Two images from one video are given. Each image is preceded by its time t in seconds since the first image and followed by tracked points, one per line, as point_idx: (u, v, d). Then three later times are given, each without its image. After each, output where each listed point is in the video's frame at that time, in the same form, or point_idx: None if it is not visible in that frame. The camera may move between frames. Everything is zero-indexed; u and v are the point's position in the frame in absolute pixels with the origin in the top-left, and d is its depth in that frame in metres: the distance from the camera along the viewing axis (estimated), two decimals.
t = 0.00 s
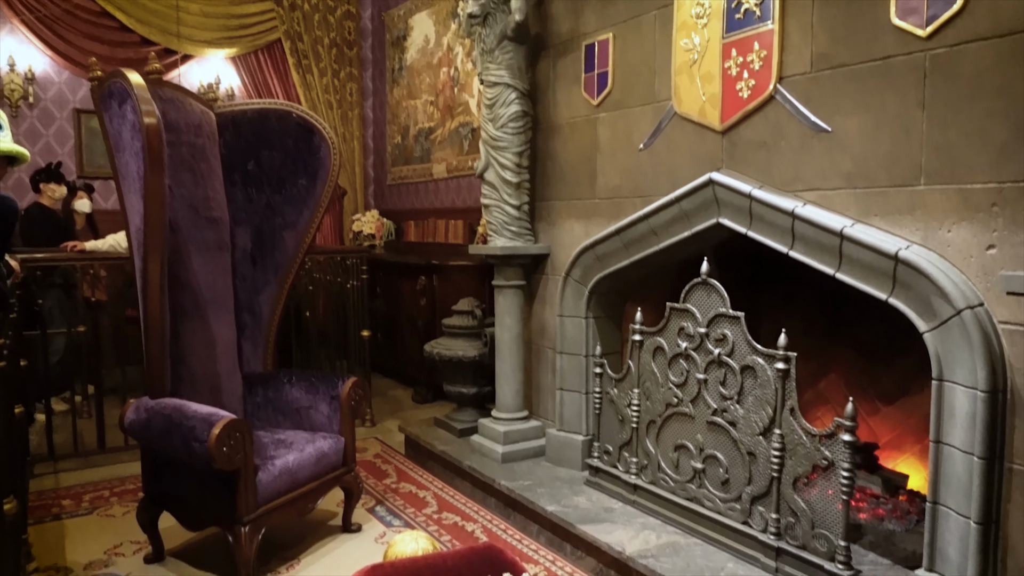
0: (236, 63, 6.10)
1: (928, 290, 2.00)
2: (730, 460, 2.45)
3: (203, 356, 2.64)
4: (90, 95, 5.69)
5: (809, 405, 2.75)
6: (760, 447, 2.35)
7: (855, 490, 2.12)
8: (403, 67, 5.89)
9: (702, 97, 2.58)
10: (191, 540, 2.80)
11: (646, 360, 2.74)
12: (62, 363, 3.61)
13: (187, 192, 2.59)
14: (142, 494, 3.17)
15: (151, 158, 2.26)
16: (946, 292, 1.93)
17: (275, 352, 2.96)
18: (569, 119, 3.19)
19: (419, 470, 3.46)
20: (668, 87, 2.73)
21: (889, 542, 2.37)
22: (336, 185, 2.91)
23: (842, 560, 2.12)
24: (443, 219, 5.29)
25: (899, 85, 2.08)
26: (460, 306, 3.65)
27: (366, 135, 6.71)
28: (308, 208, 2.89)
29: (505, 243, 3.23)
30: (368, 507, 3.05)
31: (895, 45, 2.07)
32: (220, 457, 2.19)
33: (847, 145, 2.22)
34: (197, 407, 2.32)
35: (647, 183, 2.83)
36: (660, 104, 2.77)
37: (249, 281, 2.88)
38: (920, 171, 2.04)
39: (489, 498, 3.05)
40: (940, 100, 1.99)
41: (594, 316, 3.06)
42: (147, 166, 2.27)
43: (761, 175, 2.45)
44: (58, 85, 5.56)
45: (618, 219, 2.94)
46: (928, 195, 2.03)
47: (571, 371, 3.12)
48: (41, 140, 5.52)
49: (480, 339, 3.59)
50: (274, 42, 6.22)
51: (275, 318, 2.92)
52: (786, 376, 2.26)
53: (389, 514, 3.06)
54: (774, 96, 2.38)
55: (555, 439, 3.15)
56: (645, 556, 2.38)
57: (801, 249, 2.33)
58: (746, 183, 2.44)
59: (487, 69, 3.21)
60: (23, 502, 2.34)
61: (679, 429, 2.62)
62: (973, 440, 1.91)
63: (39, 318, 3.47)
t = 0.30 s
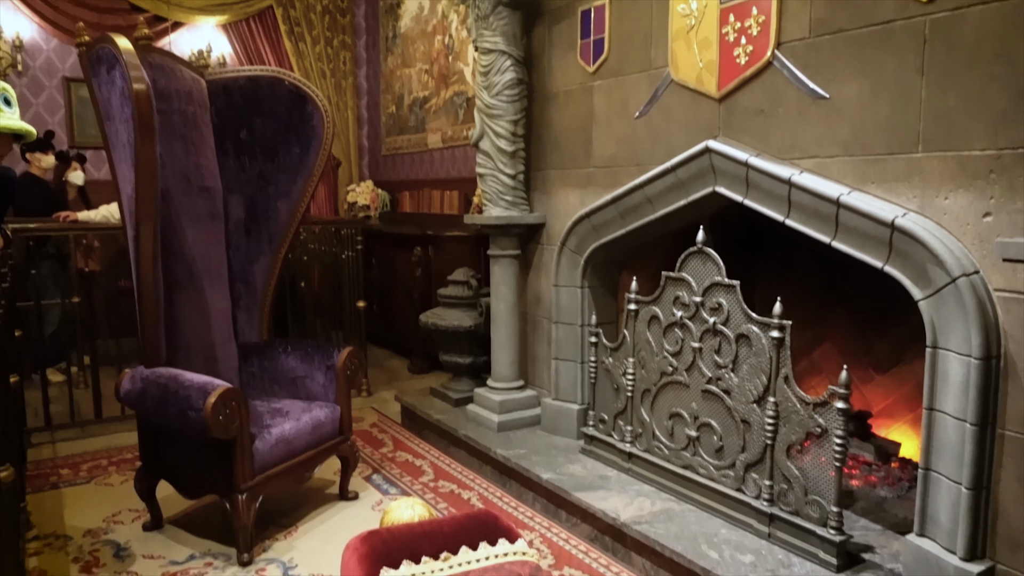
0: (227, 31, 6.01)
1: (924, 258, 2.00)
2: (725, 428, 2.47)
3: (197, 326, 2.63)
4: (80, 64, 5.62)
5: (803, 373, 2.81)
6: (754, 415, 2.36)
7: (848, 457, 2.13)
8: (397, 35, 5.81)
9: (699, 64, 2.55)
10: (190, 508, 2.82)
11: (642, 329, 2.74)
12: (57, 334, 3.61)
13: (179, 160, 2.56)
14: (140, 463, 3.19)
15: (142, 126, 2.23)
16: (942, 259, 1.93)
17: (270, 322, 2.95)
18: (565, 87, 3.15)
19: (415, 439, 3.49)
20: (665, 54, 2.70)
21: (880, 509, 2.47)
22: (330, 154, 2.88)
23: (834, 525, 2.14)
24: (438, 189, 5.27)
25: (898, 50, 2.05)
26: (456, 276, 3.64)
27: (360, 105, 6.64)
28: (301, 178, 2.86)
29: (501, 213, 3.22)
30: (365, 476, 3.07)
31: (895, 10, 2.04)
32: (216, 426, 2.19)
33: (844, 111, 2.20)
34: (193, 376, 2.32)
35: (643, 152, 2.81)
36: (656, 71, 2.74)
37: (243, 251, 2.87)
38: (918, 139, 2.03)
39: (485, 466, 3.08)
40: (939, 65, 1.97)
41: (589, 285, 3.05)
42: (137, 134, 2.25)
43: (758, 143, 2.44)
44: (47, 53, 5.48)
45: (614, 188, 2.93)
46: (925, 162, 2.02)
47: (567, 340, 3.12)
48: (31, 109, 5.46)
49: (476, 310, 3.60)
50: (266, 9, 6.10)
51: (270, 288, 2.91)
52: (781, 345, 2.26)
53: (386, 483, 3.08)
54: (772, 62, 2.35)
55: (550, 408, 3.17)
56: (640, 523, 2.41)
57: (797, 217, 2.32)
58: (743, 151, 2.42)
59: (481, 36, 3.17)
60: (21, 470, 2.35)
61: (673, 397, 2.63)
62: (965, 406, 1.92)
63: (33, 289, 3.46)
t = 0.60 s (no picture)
0: None
1: (923, 225, 1.99)
2: (722, 396, 2.48)
3: (194, 296, 2.62)
4: (71, 30, 5.55)
5: (801, 342, 2.81)
6: (751, 383, 2.36)
7: (845, 424, 2.14)
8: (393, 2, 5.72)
9: (699, 29, 2.52)
10: (190, 476, 2.84)
11: (640, 298, 2.73)
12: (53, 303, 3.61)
13: (173, 128, 2.54)
14: (140, 432, 3.20)
15: (134, 92, 2.20)
16: (941, 226, 1.92)
17: (267, 291, 2.94)
18: (563, 53, 3.11)
19: (413, 407, 3.50)
20: (664, 19, 2.65)
21: (874, 475, 2.52)
22: (326, 121, 2.84)
23: (829, 491, 2.16)
24: (436, 159, 5.23)
25: (901, 14, 2.02)
26: (454, 245, 3.62)
27: (356, 73, 6.56)
28: (297, 145, 2.83)
29: (498, 181, 3.20)
30: (364, 444, 3.09)
31: None
32: (215, 394, 2.19)
33: (846, 76, 2.17)
34: (191, 345, 2.32)
35: (642, 120, 2.78)
36: (656, 37, 2.70)
37: (239, 219, 2.85)
38: (919, 104, 2.01)
39: (483, 434, 3.10)
40: (943, 29, 1.94)
41: (587, 254, 3.05)
42: (130, 100, 2.22)
43: (758, 110, 2.41)
44: (38, 19, 5.41)
45: (612, 156, 2.90)
46: (927, 128, 2.00)
47: (565, 310, 3.12)
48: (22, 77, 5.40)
49: (473, 279, 3.59)
50: None
51: (267, 256, 2.90)
52: (779, 313, 2.26)
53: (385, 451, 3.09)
54: (773, 27, 2.32)
55: (548, 376, 3.19)
56: (637, 489, 2.44)
57: (797, 184, 2.30)
58: (743, 117, 2.40)
59: (479, 1, 3.11)
60: (21, 437, 2.36)
61: (671, 366, 2.64)
62: (962, 373, 1.93)
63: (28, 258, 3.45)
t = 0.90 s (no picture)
0: None
1: (927, 192, 1.97)
2: (722, 364, 2.48)
3: (194, 265, 2.61)
4: None
5: (801, 310, 2.81)
6: (752, 351, 2.37)
7: (844, 392, 2.15)
8: None
9: None
10: (193, 443, 2.86)
11: (641, 266, 2.73)
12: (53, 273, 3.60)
13: (170, 95, 2.51)
14: (142, 400, 3.21)
15: (130, 56, 2.18)
16: (945, 192, 1.91)
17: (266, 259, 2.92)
18: (564, 19, 3.07)
19: (414, 376, 3.52)
20: None
21: (872, 442, 2.53)
22: (324, 89, 2.81)
23: (829, 458, 2.17)
24: (435, 128, 5.19)
25: None
26: (453, 214, 3.61)
27: (354, 40, 6.47)
28: (295, 113, 2.81)
29: (498, 150, 3.18)
30: (366, 413, 3.10)
31: None
32: (216, 361, 2.20)
33: (850, 40, 2.14)
34: (191, 314, 2.31)
35: (643, 87, 2.75)
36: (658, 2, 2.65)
37: (237, 188, 2.82)
38: (926, 69, 1.98)
39: (483, 403, 3.11)
40: None
41: (588, 223, 3.04)
42: (126, 65, 2.20)
43: (761, 76, 2.38)
44: None
45: (613, 123, 2.87)
46: (932, 93, 1.97)
47: (565, 279, 3.12)
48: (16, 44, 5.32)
49: (473, 249, 3.58)
50: None
51: (266, 225, 2.88)
52: (781, 281, 2.25)
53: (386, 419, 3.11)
54: None
55: (548, 345, 3.19)
56: (637, 457, 2.45)
57: (800, 151, 2.28)
58: (746, 83, 2.37)
59: None
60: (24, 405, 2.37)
61: (672, 334, 2.64)
62: (963, 340, 1.93)
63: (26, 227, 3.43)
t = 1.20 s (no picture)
0: None
1: (934, 158, 1.95)
2: (724, 333, 2.48)
3: (194, 234, 2.60)
4: None
5: (804, 280, 2.80)
6: (754, 320, 2.36)
7: (846, 360, 2.14)
8: None
9: None
10: (196, 411, 2.87)
11: (643, 236, 2.71)
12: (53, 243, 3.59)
13: (168, 61, 2.48)
14: (145, 369, 3.22)
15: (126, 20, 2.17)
16: (951, 159, 1.89)
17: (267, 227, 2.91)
18: None
19: (416, 346, 3.52)
20: None
21: (873, 411, 2.54)
22: (323, 56, 2.78)
23: (830, 426, 2.18)
24: (436, 97, 5.14)
25: None
26: (455, 184, 3.58)
27: (353, 8, 6.38)
28: (295, 80, 2.78)
29: (500, 118, 3.15)
30: (368, 382, 3.11)
31: None
32: (218, 330, 2.20)
33: (858, 4, 2.11)
34: (192, 283, 2.31)
35: (647, 54, 2.71)
36: None
37: (238, 156, 2.80)
38: (935, 33, 1.95)
39: (485, 372, 3.12)
40: None
41: (590, 193, 3.02)
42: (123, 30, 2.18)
43: (767, 42, 2.35)
44: None
45: (616, 91, 2.84)
46: (941, 58, 1.94)
47: (568, 249, 3.11)
48: (12, 12, 5.26)
49: (475, 219, 3.57)
50: None
51: (266, 194, 2.87)
52: (784, 250, 2.24)
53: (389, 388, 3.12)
54: None
55: (550, 315, 3.19)
56: (639, 425, 2.46)
57: (806, 118, 2.25)
58: (751, 49, 2.34)
59: None
60: (27, 374, 2.38)
61: (674, 303, 2.64)
62: (967, 309, 1.92)
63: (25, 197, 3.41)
